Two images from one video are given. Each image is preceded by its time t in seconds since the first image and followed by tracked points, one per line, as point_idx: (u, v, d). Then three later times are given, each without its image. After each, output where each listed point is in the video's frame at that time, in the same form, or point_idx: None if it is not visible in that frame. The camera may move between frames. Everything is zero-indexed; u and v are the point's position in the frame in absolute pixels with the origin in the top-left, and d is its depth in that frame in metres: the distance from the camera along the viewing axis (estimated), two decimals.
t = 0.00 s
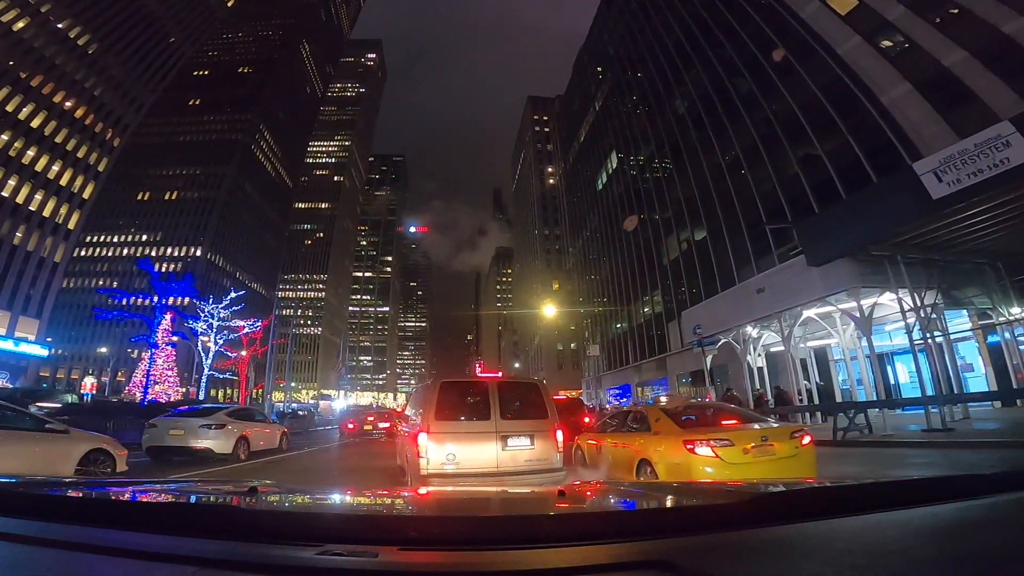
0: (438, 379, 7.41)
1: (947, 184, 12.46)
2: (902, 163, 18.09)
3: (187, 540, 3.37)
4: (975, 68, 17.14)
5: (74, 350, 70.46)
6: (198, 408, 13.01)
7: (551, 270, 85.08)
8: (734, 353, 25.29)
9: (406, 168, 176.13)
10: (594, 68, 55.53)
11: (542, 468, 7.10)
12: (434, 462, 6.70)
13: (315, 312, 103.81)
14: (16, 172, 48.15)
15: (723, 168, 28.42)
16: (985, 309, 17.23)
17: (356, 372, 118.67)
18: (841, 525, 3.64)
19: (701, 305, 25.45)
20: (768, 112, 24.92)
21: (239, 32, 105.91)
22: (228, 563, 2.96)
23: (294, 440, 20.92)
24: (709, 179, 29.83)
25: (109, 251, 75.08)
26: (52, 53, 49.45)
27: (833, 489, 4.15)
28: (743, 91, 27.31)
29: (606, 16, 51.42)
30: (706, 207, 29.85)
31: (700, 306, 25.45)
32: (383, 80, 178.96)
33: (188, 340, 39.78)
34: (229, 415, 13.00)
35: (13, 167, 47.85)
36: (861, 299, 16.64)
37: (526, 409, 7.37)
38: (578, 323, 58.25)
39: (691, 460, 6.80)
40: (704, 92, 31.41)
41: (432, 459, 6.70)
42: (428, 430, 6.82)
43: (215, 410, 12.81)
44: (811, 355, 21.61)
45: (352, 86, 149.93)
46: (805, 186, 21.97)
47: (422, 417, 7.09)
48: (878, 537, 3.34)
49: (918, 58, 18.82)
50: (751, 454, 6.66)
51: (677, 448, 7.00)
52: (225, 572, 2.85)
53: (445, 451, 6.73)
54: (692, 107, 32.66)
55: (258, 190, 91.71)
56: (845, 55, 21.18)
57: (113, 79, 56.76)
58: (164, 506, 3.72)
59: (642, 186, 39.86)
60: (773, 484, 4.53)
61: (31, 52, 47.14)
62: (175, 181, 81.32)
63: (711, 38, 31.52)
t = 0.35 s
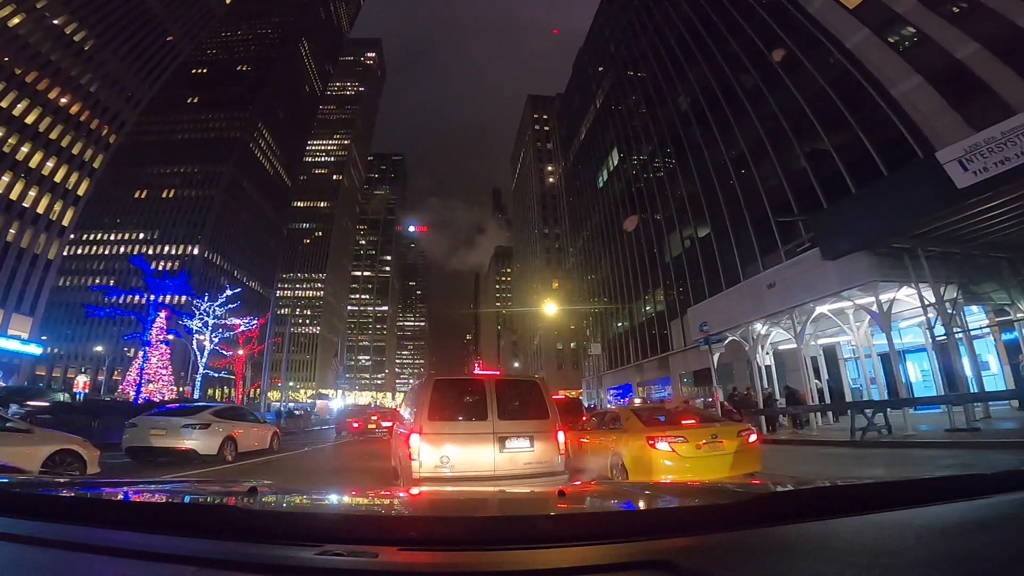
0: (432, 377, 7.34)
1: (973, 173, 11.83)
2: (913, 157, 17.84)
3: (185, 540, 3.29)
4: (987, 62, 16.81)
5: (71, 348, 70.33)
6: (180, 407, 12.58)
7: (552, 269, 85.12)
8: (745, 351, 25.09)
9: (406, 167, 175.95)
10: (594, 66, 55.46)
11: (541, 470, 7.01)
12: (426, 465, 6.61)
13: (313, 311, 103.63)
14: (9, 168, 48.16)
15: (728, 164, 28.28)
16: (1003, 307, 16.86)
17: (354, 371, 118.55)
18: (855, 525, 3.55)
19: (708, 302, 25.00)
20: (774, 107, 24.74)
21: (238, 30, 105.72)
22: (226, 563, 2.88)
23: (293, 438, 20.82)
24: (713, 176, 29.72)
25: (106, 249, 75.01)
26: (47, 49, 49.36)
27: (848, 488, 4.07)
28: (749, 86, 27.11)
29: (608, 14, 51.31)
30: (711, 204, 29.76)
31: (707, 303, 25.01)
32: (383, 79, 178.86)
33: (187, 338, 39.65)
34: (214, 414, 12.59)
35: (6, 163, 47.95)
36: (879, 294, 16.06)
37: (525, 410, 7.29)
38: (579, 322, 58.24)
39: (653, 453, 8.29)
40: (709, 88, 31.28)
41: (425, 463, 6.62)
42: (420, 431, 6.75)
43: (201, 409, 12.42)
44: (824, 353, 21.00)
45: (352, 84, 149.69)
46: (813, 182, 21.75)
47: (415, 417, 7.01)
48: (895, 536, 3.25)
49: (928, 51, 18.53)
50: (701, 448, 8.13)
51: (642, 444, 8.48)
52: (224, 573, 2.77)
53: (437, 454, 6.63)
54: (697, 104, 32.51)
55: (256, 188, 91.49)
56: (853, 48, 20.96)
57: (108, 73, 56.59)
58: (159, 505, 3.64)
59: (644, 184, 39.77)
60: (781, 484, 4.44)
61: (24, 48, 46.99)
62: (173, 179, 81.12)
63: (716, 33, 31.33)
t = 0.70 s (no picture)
0: (427, 375, 7.28)
1: (995, 165, 11.29)
2: (923, 152, 17.60)
3: (180, 541, 3.22)
4: (1000, 56, 16.71)
5: (67, 347, 69.86)
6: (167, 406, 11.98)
7: (552, 268, 85.03)
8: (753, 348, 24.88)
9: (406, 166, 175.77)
10: (595, 64, 55.33)
11: (541, 473, 6.93)
12: (420, 468, 6.53)
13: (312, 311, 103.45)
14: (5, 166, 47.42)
15: (731, 161, 28.17)
16: (1018, 303, 16.36)
17: (353, 370, 118.37)
18: (866, 525, 3.45)
19: (712, 299, 24.63)
20: (780, 103, 24.61)
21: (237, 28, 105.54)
22: (225, 564, 2.81)
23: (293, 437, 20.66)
24: (717, 172, 29.62)
25: (103, 248, 74.75)
26: (44, 45, 49.26)
27: (856, 488, 4.00)
28: (754, 82, 26.94)
29: (608, 11, 51.24)
30: (714, 201, 29.68)
31: (711, 300, 24.63)
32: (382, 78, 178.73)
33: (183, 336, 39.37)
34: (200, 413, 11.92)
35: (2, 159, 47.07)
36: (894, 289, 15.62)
37: (524, 410, 7.22)
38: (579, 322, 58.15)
39: (639, 452, 8.84)
40: (712, 84, 31.18)
41: (419, 466, 6.54)
42: (414, 431, 6.69)
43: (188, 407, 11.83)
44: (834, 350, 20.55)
45: (352, 83, 149.53)
46: (819, 177, 21.50)
47: (410, 417, 6.95)
48: (902, 536, 3.19)
49: (938, 46, 18.40)
50: (683, 446, 8.65)
51: (629, 443, 9.01)
52: (222, 574, 2.70)
53: (432, 457, 6.55)
54: (700, 101, 32.39)
55: (255, 186, 91.31)
56: (861, 43, 20.84)
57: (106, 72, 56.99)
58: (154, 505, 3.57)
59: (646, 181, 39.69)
60: (784, 484, 4.34)
61: (20, 44, 46.71)
62: (171, 177, 80.86)
63: (719, 30, 31.21)
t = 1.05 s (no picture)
0: (422, 375, 7.22)
1: (1013, 157, 11.05)
2: (931, 148, 17.47)
3: (179, 540, 3.16)
4: (1010, 51, 16.60)
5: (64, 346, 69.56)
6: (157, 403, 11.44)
7: (552, 268, 85.03)
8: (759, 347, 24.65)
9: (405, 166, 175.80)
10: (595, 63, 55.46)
11: (539, 474, 6.87)
12: (415, 469, 6.48)
13: (311, 310, 103.28)
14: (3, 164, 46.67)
15: (734, 159, 28.11)
16: None
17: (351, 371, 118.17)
18: (880, 524, 3.36)
19: (717, 297, 24.48)
20: (784, 100, 24.56)
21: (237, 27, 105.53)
22: (225, 563, 2.76)
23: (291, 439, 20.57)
24: (719, 170, 29.59)
25: (101, 247, 74.50)
26: (41, 43, 49.05)
27: (870, 486, 3.87)
28: (758, 79, 26.86)
29: (609, 11, 51.28)
30: (717, 200, 29.62)
31: (715, 299, 24.50)
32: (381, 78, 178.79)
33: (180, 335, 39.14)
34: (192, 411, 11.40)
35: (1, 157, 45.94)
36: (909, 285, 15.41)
37: (522, 411, 7.16)
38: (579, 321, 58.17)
39: (632, 452, 8.95)
40: (715, 82, 31.21)
41: (413, 468, 6.48)
42: (408, 432, 6.64)
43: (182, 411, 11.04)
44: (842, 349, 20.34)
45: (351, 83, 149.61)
46: (824, 174, 21.36)
47: (404, 418, 6.88)
48: (913, 534, 3.11)
49: (945, 41, 18.31)
50: (675, 446, 8.75)
51: (623, 444, 9.12)
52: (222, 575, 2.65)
53: (426, 458, 6.50)
54: (703, 98, 32.37)
55: (254, 186, 91.27)
56: (867, 39, 20.79)
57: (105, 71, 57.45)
58: (147, 504, 3.52)
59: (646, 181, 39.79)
60: (787, 484, 4.24)
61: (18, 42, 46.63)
62: (169, 176, 80.67)
63: (722, 28, 31.21)
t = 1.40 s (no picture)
0: (415, 372, 7.16)
1: None
2: (939, 143, 17.36)
3: (179, 541, 3.10)
4: (1020, 45, 16.52)
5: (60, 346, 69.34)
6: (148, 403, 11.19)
7: (552, 268, 85.00)
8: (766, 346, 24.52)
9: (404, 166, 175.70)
10: (595, 62, 55.48)
11: (535, 474, 6.81)
12: (407, 471, 6.41)
13: (310, 310, 103.08)
14: None
15: (737, 156, 28.07)
16: None
17: (350, 370, 117.99)
18: (892, 524, 3.28)
19: (722, 295, 24.38)
20: (787, 96, 24.51)
21: (235, 26, 105.48)
22: (222, 564, 2.70)
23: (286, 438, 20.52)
24: (722, 167, 29.57)
25: (99, 246, 74.35)
26: (37, 40, 48.95)
27: (880, 485, 3.78)
28: (761, 76, 26.80)
29: (609, 10, 51.34)
30: (720, 197, 29.53)
31: (721, 296, 24.39)
32: (380, 78, 178.82)
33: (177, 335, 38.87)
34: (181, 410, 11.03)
35: None
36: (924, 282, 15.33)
37: (519, 410, 7.10)
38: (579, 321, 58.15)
39: (627, 451, 8.96)
40: (717, 79, 31.22)
41: (406, 470, 6.42)
42: (401, 431, 6.58)
43: (162, 407, 10.84)
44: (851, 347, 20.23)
45: (350, 82, 149.54)
46: (830, 170, 21.25)
47: (398, 417, 6.83)
48: (922, 533, 3.06)
49: (954, 36, 18.23)
50: (672, 447, 8.78)
51: (618, 442, 9.13)
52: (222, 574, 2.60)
53: (420, 459, 6.43)
54: (705, 95, 32.37)
55: (252, 185, 91.18)
56: (873, 35, 20.74)
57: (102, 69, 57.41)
58: (142, 505, 3.47)
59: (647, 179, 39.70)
60: (790, 485, 4.14)
61: (13, 39, 46.53)
62: (167, 175, 80.57)
63: (725, 25, 31.20)
